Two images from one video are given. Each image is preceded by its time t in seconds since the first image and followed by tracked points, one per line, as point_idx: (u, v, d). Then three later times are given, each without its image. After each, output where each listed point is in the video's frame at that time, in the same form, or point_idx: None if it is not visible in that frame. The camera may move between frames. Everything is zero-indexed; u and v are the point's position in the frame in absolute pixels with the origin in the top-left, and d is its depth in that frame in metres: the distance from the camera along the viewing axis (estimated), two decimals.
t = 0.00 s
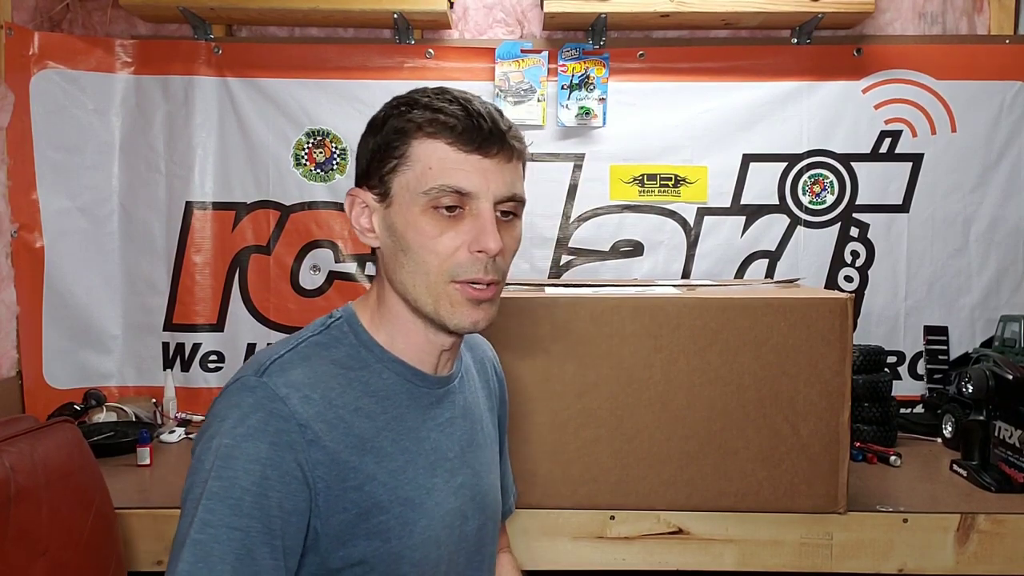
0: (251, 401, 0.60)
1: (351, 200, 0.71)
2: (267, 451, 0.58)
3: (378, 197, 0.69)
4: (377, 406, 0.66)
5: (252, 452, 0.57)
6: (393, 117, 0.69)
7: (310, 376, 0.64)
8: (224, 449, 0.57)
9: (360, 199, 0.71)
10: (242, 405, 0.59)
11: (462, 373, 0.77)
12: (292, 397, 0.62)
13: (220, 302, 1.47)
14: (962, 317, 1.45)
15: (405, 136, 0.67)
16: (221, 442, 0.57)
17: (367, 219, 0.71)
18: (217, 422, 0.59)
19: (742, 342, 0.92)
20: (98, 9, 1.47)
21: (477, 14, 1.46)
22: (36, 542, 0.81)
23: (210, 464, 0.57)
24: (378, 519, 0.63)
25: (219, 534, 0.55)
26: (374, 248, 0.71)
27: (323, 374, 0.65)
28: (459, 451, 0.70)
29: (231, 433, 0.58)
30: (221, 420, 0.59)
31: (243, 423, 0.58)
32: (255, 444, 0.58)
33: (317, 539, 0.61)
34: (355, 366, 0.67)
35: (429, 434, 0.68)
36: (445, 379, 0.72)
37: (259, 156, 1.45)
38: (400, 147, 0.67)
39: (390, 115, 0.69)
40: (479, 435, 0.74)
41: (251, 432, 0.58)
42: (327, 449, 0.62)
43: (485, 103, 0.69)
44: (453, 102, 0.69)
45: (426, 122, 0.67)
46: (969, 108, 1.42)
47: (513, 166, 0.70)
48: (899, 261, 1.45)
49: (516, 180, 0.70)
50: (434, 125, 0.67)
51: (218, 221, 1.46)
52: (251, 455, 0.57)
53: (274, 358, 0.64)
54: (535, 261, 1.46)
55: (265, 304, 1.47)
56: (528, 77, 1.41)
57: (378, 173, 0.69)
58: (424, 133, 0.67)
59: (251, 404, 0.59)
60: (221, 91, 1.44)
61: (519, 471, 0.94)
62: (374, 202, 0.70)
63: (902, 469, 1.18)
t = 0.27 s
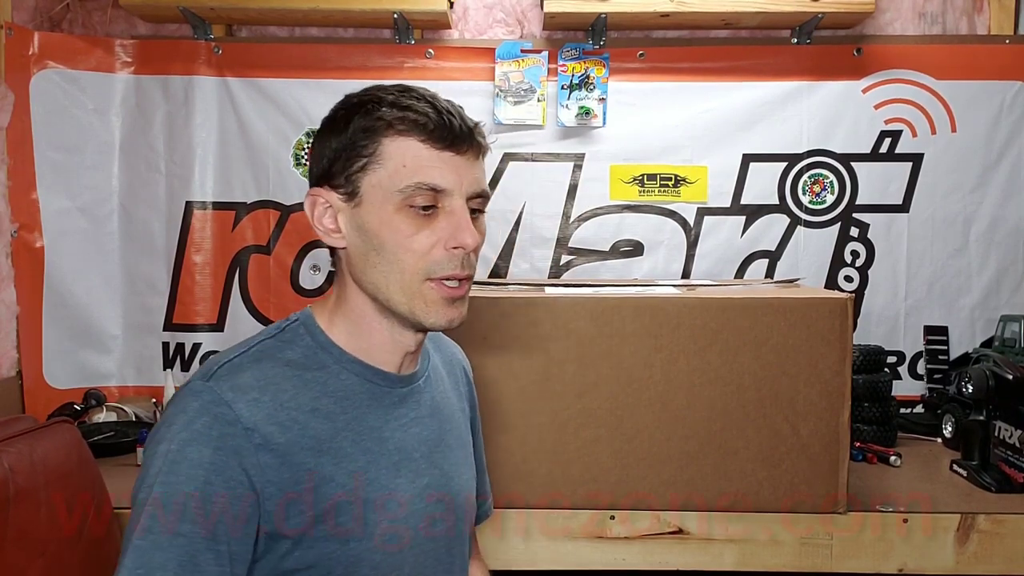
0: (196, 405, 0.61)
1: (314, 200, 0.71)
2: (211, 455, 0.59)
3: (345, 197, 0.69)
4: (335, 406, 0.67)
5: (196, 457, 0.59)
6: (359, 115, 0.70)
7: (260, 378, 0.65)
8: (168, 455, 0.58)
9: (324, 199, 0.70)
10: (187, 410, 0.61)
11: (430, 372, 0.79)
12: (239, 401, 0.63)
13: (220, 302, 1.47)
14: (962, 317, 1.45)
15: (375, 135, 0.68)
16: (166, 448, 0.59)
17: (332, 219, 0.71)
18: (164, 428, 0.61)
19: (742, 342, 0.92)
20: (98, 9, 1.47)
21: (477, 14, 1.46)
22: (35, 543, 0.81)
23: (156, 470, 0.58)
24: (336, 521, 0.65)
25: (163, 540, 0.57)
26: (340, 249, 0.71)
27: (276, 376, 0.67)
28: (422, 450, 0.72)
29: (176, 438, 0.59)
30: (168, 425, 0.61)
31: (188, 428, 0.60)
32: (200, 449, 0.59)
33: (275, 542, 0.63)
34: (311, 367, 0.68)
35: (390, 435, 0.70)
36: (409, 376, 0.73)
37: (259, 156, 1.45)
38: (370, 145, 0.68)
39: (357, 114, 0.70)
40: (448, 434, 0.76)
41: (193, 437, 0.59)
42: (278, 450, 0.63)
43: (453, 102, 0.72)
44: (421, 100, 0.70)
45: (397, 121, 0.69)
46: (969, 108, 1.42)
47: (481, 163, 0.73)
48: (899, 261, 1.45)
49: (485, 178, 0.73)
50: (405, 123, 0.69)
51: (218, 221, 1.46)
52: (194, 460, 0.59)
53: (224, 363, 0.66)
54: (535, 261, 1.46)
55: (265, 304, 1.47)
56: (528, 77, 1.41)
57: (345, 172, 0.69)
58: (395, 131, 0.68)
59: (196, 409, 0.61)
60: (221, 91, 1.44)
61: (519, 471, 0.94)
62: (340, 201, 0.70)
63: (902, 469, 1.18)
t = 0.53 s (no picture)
0: (148, 412, 0.62)
1: (266, 201, 0.76)
2: (161, 462, 0.61)
3: (286, 194, 0.74)
4: (297, 410, 0.70)
5: (145, 464, 0.60)
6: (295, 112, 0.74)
7: (215, 384, 0.67)
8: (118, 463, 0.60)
9: (273, 199, 0.75)
10: (140, 416, 0.61)
11: (400, 373, 0.81)
12: (190, 406, 0.64)
13: (219, 302, 1.46)
14: (963, 317, 1.44)
15: (305, 128, 0.72)
16: (117, 456, 0.60)
17: (281, 218, 0.75)
18: (117, 435, 0.62)
19: (743, 342, 0.91)
20: (97, 8, 1.47)
21: (477, 13, 1.46)
22: (30, 544, 0.80)
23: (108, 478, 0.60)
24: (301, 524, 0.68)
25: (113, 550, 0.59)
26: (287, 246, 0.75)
27: (233, 380, 0.68)
28: (388, 451, 0.75)
29: (127, 444, 0.60)
30: (120, 433, 0.62)
31: (138, 435, 0.61)
32: (149, 456, 0.60)
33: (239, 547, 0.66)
34: (270, 371, 0.71)
35: (352, 437, 0.73)
36: (373, 378, 0.76)
37: (258, 155, 1.45)
38: (300, 139, 0.72)
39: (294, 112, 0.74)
40: (416, 435, 0.79)
41: (142, 444, 0.60)
42: (235, 454, 0.65)
43: (385, 92, 0.74)
44: (351, 93, 0.73)
45: (322, 113, 0.72)
46: (970, 108, 1.42)
47: (415, 152, 0.74)
48: (901, 261, 1.44)
49: (420, 167, 0.74)
50: (331, 115, 0.71)
51: (217, 221, 1.46)
52: (144, 468, 0.60)
53: (178, 368, 0.67)
54: (534, 261, 1.46)
55: (263, 303, 1.46)
56: (528, 77, 1.40)
57: (285, 171, 0.73)
58: (320, 123, 0.71)
59: (147, 415, 0.62)
60: (219, 90, 1.43)
61: (518, 472, 0.93)
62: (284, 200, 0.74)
63: (903, 470, 1.18)
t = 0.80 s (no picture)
0: (118, 420, 0.63)
1: (238, 206, 0.77)
2: (130, 470, 0.62)
3: (257, 198, 0.75)
4: (273, 415, 0.71)
5: (115, 472, 0.61)
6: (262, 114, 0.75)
7: (188, 390, 0.68)
8: (89, 471, 0.61)
9: (244, 204, 0.77)
10: (110, 424, 0.63)
11: (382, 375, 0.82)
12: (161, 413, 0.65)
13: (220, 302, 1.47)
14: (962, 317, 1.45)
15: (272, 131, 0.73)
16: (89, 463, 0.62)
17: (252, 222, 0.77)
18: (89, 442, 0.63)
19: (742, 342, 0.92)
20: (98, 9, 1.47)
21: (477, 14, 1.46)
22: (31, 543, 0.81)
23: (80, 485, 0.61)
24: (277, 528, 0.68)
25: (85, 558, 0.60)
26: (261, 249, 0.77)
27: (207, 385, 0.69)
28: (368, 454, 0.76)
29: (98, 452, 0.62)
30: (93, 441, 0.63)
31: (108, 443, 0.62)
32: (119, 464, 0.62)
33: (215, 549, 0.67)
34: (246, 376, 0.72)
35: (331, 439, 0.73)
36: (352, 379, 0.77)
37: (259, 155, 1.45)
38: (268, 143, 0.73)
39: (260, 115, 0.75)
40: (397, 437, 0.79)
41: (112, 452, 0.62)
42: (206, 460, 0.66)
43: (350, 91, 0.74)
44: (317, 93, 0.73)
45: (288, 115, 0.72)
46: (969, 108, 1.42)
47: (384, 151, 0.74)
48: (900, 261, 1.45)
49: (389, 166, 0.74)
50: (297, 117, 0.72)
51: (218, 221, 1.46)
52: (114, 476, 0.61)
53: (151, 374, 0.68)
54: (534, 261, 1.46)
55: (265, 303, 1.47)
56: (528, 77, 1.41)
57: (255, 175, 0.74)
58: (286, 126, 0.72)
59: (117, 423, 0.63)
60: (220, 91, 1.44)
61: (518, 472, 0.94)
62: (255, 203, 0.75)
63: (902, 469, 1.18)
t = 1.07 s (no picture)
0: (113, 423, 0.63)
1: (233, 209, 0.77)
2: (127, 473, 0.62)
3: (252, 202, 0.75)
4: (268, 418, 0.70)
5: (111, 475, 0.61)
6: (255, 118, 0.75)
7: (183, 393, 0.68)
8: (85, 474, 0.61)
9: (240, 207, 0.77)
10: (105, 428, 0.63)
11: (378, 377, 0.82)
12: (157, 416, 0.65)
13: (220, 302, 1.47)
14: (962, 317, 1.45)
15: (266, 135, 0.73)
16: (84, 467, 0.62)
17: (248, 225, 0.77)
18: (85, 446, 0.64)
19: (742, 342, 0.92)
20: (98, 9, 1.47)
21: (477, 14, 1.46)
22: (31, 544, 0.81)
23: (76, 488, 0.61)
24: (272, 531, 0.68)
25: (81, 562, 0.61)
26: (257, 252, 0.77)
27: (203, 388, 0.69)
28: (364, 456, 0.75)
29: (93, 455, 0.62)
30: (89, 444, 0.63)
31: (104, 447, 0.62)
32: (115, 467, 0.62)
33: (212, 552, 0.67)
34: (241, 379, 0.71)
35: (326, 442, 0.73)
36: (349, 381, 0.76)
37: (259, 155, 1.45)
38: (262, 147, 0.73)
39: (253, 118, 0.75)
40: (394, 439, 0.79)
41: (109, 455, 0.62)
42: (201, 463, 0.66)
43: (344, 93, 0.74)
44: (311, 96, 0.73)
45: (282, 118, 0.72)
46: (969, 108, 1.42)
47: (379, 152, 0.74)
48: (900, 261, 1.44)
49: (385, 167, 0.74)
50: (291, 120, 0.72)
51: (218, 221, 1.46)
52: (110, 479, 0.61)
53: (146, 378, 0.69)
54: (534, 261, 1.46)
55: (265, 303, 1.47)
56: (528, 77, 1.41)
57: (250, 179, 0.74)
58: (281, 129, 0.72)
59: (113, 426, 0.63)
60: (220, 90, 1.44)
61: (518, 472, 0.94)
62: (250, 207, 0.75)
63: (901, 469, 1.18)
